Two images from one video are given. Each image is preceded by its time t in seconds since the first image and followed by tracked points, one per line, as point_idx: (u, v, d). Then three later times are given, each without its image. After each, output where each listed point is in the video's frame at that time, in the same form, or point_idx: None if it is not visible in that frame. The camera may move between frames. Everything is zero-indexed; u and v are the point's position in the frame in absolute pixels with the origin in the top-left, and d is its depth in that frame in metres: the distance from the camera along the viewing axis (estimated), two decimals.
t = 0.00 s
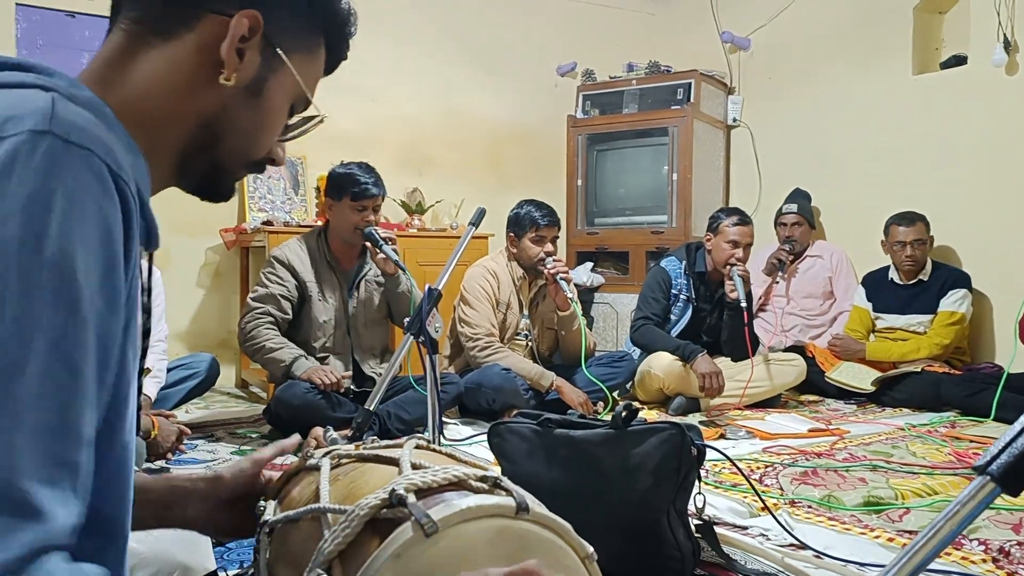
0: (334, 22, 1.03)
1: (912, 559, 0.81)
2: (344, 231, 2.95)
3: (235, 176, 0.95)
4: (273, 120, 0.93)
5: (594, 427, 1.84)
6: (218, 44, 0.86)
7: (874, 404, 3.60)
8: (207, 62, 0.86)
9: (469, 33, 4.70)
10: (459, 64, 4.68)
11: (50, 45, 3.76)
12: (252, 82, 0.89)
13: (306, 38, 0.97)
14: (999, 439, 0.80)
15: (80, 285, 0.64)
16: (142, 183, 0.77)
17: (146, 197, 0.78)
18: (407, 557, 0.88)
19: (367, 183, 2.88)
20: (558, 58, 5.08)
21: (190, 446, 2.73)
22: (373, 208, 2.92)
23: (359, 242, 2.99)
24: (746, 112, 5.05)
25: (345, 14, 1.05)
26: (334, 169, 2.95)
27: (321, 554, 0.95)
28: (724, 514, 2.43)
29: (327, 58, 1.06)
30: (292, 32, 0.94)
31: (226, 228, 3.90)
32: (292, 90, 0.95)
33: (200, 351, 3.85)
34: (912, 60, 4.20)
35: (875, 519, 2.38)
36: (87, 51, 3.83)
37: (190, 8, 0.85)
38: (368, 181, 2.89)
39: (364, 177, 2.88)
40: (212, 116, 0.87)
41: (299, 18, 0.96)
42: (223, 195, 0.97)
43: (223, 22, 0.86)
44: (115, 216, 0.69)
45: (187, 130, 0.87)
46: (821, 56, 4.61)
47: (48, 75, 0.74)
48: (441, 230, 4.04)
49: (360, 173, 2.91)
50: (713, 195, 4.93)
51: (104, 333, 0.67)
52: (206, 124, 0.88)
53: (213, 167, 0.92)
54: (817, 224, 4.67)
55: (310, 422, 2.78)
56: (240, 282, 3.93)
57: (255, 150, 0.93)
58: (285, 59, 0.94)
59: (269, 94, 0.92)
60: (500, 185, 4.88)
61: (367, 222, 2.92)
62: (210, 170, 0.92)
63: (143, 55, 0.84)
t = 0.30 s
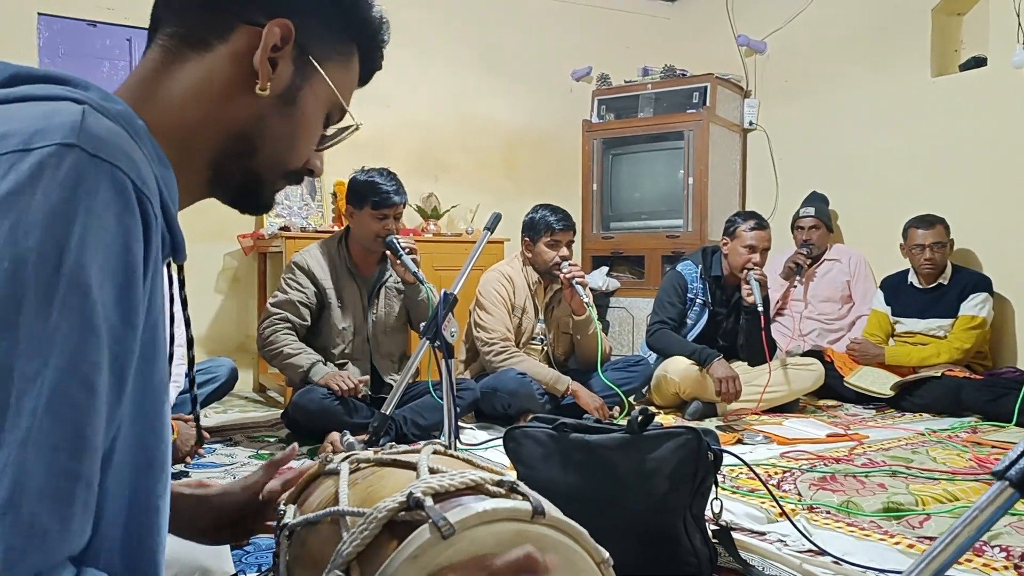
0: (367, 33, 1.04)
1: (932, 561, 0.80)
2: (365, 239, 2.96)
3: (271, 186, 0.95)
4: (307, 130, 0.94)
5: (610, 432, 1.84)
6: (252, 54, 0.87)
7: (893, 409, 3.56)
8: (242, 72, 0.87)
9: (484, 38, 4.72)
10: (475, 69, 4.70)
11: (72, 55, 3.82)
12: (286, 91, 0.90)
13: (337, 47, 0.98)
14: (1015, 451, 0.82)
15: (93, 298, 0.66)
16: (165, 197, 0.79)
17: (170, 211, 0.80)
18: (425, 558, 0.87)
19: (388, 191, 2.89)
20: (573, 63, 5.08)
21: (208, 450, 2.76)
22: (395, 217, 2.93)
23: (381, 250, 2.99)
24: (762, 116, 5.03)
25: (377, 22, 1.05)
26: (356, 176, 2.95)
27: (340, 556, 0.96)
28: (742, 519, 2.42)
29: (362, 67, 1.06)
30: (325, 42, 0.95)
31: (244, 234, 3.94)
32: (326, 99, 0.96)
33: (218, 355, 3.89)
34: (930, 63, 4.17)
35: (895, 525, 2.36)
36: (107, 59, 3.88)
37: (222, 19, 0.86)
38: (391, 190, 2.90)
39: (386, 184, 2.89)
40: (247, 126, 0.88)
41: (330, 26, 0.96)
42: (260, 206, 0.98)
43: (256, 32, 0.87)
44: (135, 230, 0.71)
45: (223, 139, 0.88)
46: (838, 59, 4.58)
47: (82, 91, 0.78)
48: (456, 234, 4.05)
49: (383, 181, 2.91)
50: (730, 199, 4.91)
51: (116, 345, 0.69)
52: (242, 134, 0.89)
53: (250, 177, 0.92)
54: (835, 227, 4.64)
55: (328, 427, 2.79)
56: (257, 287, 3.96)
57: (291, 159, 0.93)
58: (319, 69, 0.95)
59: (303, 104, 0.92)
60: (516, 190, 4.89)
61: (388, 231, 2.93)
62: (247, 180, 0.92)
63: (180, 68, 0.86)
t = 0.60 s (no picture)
0: (368, 27, 1.04)
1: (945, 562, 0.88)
2: (378, 247, 2.97)
3: (278, 186, 0.96)
4: (311, 127, 0.94)
5: (619, 434, 1.83)
6: (251, 52, 0.88)
7: (905, 411, 3.53)
8: (242, 71, 0.87)
9: (493, 42, 4.73)
10: (484, 73, 4.71)
11: (85, 61, 3.85)
12: (287, 88, 0.90)
13: (339, 42, 0.98)
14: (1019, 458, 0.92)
15: (99, 309, 0.63)
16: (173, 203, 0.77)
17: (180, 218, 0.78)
18: (432, 561, 0.88)
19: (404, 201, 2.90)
20: (583, 66, 5.08)
21: (220, 453, 2.78)
22: (408, 227, 2.94)
23: (394, 259, 3.00)
24: (773, 118, 5.01)
25: (378, 17, 1.06)
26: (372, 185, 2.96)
27: (348, 558, 0.97)
28: (753, 523, 2.41)
29: (364, 65, 1.07)
30: (327, 38, 0.96)
31: (256, 238, 3.96)
32: (328, 95, 0.96)
33: (230, 359, 3.90)
34: (942, 64, 4.14)
35: (908, 529, 2.35)
36: (119, 65, 3.91)
37: (222, 19, 0.87)
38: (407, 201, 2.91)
39: (401, 196, 2.89)
40: (250, 125, 0.88)
41: (332, 23, 0.97)
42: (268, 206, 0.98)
43: (255, 29, 0.88)
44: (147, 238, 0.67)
45: (225, 139, 0.88)
46: (849, 61, 4.56)
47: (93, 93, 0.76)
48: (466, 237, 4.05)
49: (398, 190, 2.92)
50: (740, 201, 4.89)
51: (124, 356, 0.66)
52: (245, 133, 0.89)
53: (255, 177, 0.93)
54: (846, 229, 4.61)
55: (339, 430, 2.82)
56: (268, 291, 3.98)
57: (296, 156, 0.94)
58: (319, 64, 0.95)
59: (304, 100, 0.92)
60: (525, 193, 4.89)
61: (400, 239, 2.93)
62: (253, 180, 0.93)
63: (181, 69, 0.87)
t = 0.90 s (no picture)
0: (355, 19, 1.05)
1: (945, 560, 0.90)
2: (379, 250, 2.97)
3: (269, 182, 0.97)
4: (300, 122, 0.95)
5: (620, 436, 1.83)
6: (236, 47, 0.88)
7: (907, 412, 3.53)
8: (228, 66, 0.88)
9: (493, 42, 4.73)
10: (485, 74, 4.71)
11: (86, 63, 3.86)
12: (275, 83, 0.91)
13: (325, 35, 0.98)
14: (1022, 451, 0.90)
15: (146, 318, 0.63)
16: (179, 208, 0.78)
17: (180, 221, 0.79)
18: (435, 560, 0.89)
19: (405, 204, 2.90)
20: (583, 67, 5.08)
21: (220, 455, 2.78)
22: (410, 230, 2.94)
23: (395, 262, 3.00)
24: (773, 118, 5.01)
25: (366, 10, 1.06)
26: (373, 187, 2.97)
27: (350, 559, 0.97)
28: (754, 523, 2.41)
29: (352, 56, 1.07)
30: (314, 32, 0.96)
31: (257, 240, 3.96)
32: (316, 89, 0.97)
33: (231, 360, 3.91)
34: (942, 63, 4.14)
35: (909, 529, 2.35)
36: (120, 68, 3.92)
37: (205, 13, 0.88)
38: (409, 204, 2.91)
39: (403, 199, 2.89)
40: (239, 121, 0.89)
41: (318, 16, 0.97)
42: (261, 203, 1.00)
43: (239, 24, 0.88)
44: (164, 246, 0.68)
45: (215, 136, 0.89)
46: (849, 61, 4.56)
47: (81, 103, 0.75)
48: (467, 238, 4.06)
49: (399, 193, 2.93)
50: (741, 201, 4.89)
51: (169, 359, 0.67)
52: (234, 130, 0.90)
53: (245, 174, 0.94)
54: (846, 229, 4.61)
55: (340, 432, 2.83)
56: (269, 293, 3.98)
57: (286, 152, 0.94)
58: (307, 58, 0.95)
59: (293, 96, 0.93)
60: (526, 194, 4.89)
61: (401, 241, 2.93)
62: (245, 176, 0.94)
63: (168, 65, 0.87)
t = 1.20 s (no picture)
0: (359, 37, 1.02)
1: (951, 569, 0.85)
2: (377, 256, 2.94)
3: (258, 197, 0.93)
4: (293, 139, 0.92)
5: (621, 443, 1.81)
6: (232, 61, 0.85)
7: (911, 418, 3.49)
8: (223, 79, 0.85)
9: (492, 48, 4.71)
10: (484, 79, 4.69)
11: (82, 69, 3.83)
12: (270, 100, 0.88)
13: (323, 55, 0.95)
14: None
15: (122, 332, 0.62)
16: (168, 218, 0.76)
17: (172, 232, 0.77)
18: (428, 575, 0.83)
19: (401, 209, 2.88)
20: (583, 71, 5.06)
21: (217, 463, 2.76)
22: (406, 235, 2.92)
23: (394, 267, 2.98)
24: (774, 123, 4.99)
25: (366, 29, 1.03)
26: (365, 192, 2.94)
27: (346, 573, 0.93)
28: (757, 532, 2.38)
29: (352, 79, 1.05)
30: (311, 51, 0.93)
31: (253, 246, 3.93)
32: (309, 108, 0.93)
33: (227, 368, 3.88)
34: (944, 68, 4.13)
35: (914, 537, 2.32)
36: (117, 73, 3.89)
37: (201, 27, 0.85)
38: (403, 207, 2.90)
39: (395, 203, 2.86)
40: (232, 136, 0.86)
41: (317, 34, 0.94)
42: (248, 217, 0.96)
43: (236, 39, 0.85)
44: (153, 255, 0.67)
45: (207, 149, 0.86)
46: (850, 65, 4.55)
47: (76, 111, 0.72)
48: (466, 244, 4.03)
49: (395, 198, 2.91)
50: (742, 206, 4.87)
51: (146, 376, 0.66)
52: (226, 143, 0.87)
53: (236, 187, 0.90)
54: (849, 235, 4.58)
55: (338, 441, 2.79)
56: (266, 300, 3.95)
57: (274, 170, 0.91)
58: (302, 77, 0.92)
59: (287, 113, 0.90)
60: (525, 199, 4.87)
61: (398, 248, 2.91)
62: (233, 190, 0.91)
63: (165, 79, 0.84)
